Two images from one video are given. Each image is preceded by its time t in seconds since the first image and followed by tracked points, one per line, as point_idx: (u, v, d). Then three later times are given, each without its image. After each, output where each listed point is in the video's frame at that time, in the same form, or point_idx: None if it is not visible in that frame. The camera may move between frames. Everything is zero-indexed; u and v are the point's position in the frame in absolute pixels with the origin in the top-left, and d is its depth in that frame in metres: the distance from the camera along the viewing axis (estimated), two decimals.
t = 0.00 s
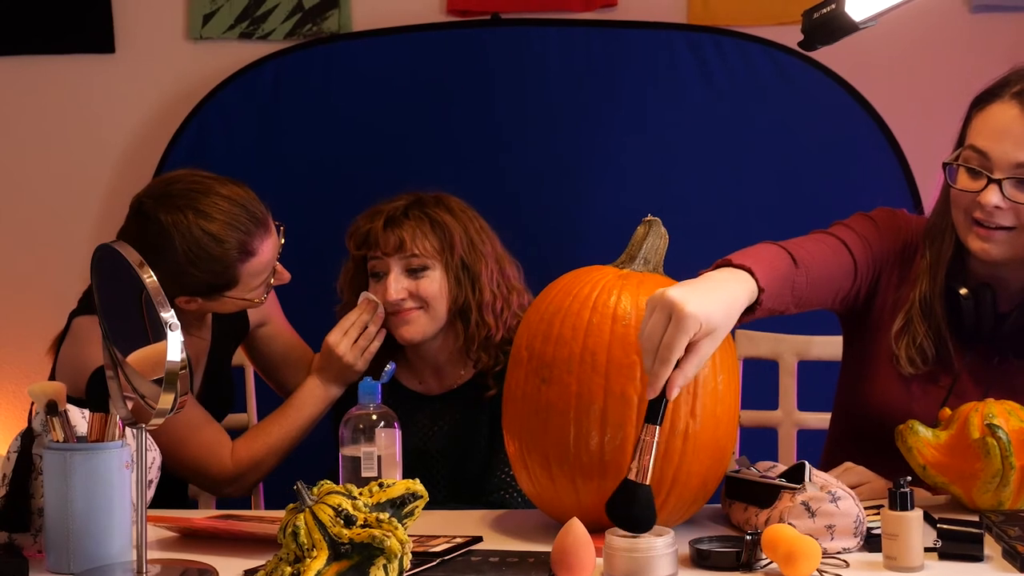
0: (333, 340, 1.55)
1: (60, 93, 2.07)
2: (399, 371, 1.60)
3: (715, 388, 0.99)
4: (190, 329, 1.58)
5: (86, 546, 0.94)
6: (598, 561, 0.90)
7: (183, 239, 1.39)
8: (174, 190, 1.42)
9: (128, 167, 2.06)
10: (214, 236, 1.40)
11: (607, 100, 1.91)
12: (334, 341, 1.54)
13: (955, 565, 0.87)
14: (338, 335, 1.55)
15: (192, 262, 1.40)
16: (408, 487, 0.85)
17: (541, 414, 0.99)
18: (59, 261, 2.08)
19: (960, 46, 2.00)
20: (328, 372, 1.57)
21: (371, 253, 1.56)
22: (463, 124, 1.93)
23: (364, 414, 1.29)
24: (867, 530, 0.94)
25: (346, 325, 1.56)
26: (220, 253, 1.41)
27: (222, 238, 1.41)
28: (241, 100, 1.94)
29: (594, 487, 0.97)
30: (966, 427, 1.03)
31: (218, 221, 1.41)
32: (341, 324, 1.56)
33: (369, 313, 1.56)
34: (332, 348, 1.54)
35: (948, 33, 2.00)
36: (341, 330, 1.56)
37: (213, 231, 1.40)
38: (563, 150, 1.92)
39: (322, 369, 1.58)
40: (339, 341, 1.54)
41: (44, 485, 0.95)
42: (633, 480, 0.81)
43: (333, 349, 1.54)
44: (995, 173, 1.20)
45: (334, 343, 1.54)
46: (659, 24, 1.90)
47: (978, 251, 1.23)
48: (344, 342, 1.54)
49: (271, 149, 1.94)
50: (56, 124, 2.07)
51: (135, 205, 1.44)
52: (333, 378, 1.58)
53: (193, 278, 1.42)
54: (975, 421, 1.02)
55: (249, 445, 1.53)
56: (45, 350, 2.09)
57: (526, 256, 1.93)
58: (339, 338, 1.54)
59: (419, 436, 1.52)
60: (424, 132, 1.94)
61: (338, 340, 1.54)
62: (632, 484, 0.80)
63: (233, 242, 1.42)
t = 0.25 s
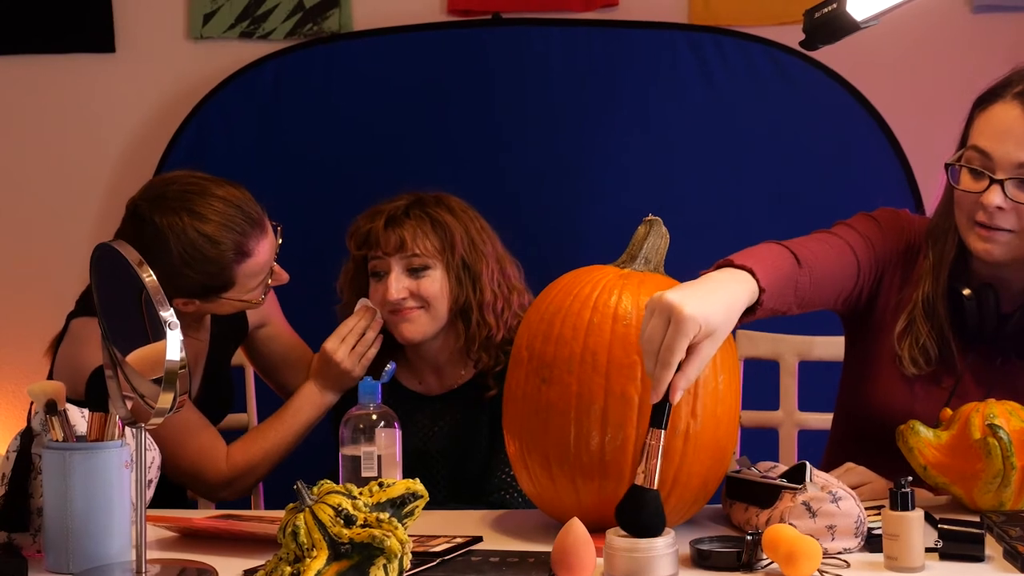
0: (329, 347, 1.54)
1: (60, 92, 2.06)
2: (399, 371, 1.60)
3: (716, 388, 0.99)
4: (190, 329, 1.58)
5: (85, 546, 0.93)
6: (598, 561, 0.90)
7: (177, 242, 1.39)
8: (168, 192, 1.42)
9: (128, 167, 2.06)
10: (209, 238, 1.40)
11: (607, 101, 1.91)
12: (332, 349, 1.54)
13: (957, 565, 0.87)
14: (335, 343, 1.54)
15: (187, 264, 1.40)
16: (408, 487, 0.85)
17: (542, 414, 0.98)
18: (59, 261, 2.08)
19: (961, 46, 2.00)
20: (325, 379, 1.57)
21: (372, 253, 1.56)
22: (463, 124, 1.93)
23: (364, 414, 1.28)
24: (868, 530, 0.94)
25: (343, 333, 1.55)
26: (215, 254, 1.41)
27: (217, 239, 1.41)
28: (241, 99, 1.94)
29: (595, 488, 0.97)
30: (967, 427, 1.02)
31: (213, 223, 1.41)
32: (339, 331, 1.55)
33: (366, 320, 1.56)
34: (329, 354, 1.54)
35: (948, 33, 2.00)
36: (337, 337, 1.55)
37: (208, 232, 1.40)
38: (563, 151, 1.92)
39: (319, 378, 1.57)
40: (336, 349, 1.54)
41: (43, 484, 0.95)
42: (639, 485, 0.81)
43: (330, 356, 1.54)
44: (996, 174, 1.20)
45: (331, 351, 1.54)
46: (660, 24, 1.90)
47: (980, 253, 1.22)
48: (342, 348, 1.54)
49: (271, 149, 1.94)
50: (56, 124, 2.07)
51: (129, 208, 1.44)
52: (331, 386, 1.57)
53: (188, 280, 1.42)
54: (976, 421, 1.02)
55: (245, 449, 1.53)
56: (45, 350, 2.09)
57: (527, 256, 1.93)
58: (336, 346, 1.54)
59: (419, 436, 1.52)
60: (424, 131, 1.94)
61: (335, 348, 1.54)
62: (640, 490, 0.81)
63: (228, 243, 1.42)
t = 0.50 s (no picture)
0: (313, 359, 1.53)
1: (58, 92, 2.06)
2: (396, 372, 1.60)
3: (714, 389, 0.98)
4: (187, 330, 1.58)
5: (82, 547, 0.93)
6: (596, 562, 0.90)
7: (172, 241, 1.38)
8: (161, 191, 1.42)
9: (125, 168, 2.06)
10: (203, 236, 1.40)
11: (605, 101, 1.91)
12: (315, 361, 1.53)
13: (955, 567, 0.87)
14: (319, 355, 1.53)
15: (182, 263, 1.40)
16: (405, 488, 0.85)
17: (540, 415, 0.98)
18: (57, 262, 2.08)
19: (960, 47, 2.00)
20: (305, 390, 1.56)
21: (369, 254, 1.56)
22: (461, 124, 1.93)
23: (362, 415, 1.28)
24: (866, 531, 0.94)
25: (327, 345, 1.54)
26: (210, 251, 1.41)
27: (212, 237, 1.41)
28: (239, 99, 1.94)
29: (592, 489, 0.97)
30: (966, 428, 1.02)
31: (207, 221, 1.41)
32: (324, 342, 1.54)
33: (351, 331, 1.56)
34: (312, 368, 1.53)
35: (947, 34, 2.00)
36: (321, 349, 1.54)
37: (202, 230, 1.40)
38: (562, 151, 1.92)
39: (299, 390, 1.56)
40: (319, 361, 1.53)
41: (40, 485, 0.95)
42: (631, 489, 0.82)
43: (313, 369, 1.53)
44: (996, 174, 1.20)
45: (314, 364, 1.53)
46: (658, 24, 1.90)
47: (980, 254, 1.22)
48: (325, 360, 1.53)
49: (269, 149, 1.93)
50: (53, 124, 2.07)
51: (122, 209, 1.43)
52: (310, 391, 1.56)
53: (183, 278, 1.42)
54: (974, 422, 1.01)
55: (237, 453, 1.53)
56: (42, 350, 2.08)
57: (525, 256, 1.93)
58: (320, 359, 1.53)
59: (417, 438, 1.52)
60: (423, 132, 1.93)
61: (319, 360, 1.53)
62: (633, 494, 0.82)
63: (222, 240, 1.42)
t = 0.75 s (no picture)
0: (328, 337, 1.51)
1: (55, 93, 2.06)
2: (393, 373, 1.59)
3: (712, 390, 0.98)
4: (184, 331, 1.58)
5: (78, 548, 0.93)
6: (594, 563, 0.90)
7: (168, 234, 1.38)
8: (157, 184, 1.42)
9: (124, 169, 2.06)
10: (199, 228, 1.40)
11: (604, 102, 1.90)
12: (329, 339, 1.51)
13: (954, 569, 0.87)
14: (333, 332, 1.51)
15: (178, 255, 1.40)
16: (403, 489, 0.85)
17: (538, 416, 0.98)
18: (55, 263, 2.08)
19: (958, 47, 2.00)
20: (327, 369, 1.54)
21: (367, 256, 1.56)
22: (459, 125, 1.93)
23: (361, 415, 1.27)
24: (864, 532, 0.93)
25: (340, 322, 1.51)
26: (206, 244, 1.40)
27: (208, 229, 1.41)
28: (237, 100, 1.94)
29: (591, 490, 0.97)
30: (964, 429, 1.02)
31: (203, 214, 1.41)
32: (335, 320, 1.51)
33: (363, 307, 1.52)
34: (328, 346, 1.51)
35: (946, 35, 2.00)
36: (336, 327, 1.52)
37: (198, 223, 1.40)
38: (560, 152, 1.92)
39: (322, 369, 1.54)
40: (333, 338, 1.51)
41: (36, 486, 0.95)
42: (634, 491, 0.82)
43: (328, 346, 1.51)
44: (996, 175, 1.20)
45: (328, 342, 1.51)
46: (656, 25, 1.90)
47: (979, 254, 1.22)
48: (338, 338, 1.51)
49: (267, 150, 1.93)
50: (51, 125, 2.07)
51: (117, 202, 1.43)
52: (334, 378, 1.54)
53: (179, 272, 1.41)
54: (972, 424, 1.01)
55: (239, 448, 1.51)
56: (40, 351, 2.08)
57: (522, 257, 1.93)
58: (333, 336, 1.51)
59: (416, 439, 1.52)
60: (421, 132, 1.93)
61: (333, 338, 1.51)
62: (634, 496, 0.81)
63: (218, 233, 1.42)
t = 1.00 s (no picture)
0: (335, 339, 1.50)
1: (54, 93, 2.06)
2: (393, 374, 1.59)
3: (712, 390, 0.98)
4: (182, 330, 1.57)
5: (76, 548, 0.93)
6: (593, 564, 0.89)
7: (156, 219, 1.39)
8: (148, 172, 1.43)
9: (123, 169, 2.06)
10: (188, 215, 1.40)
11: (603, 102, 1.90)
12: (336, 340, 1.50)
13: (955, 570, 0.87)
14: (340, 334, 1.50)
15: (166, 241, 1.40)
16: (402, 490, 0.84)
17: (537, 416, 0.98)
18: (54, 263, 2.08)
19: (958, 48, 2.00)
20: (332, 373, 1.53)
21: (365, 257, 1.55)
22: (459, 125, 1.93)
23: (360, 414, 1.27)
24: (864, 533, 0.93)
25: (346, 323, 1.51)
26: (195, 232, 1.40)
27: (197, 216, 1.41)
28: (236, 100, 1.94)
29: (590, 490, 0.97)
30: (964, 429, 1.02)
31: (192, 201, 1.41)
32: (341, 322, 1.51)
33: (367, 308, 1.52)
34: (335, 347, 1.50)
35: (946, 35, 2.00)
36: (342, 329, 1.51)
37: (186, 210, 1.40)
38: (559, 152, 1.92)
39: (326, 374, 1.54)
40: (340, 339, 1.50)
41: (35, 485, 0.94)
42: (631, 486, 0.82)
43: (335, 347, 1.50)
44: (996, 174, 1.20)
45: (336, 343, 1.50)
46: (656, 25, 1.90)
47: (980, 253, 1.21)
48: (344, 338, 1.50)
49: (266, 150, 1.93)
50: (50, 125, 2.06)
51: (108, 191, 1.43)
52: (339, 381, 1.54)
53: (168, 260, 1.41)
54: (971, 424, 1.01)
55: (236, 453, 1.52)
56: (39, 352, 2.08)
57: (522, 257, 1.93)
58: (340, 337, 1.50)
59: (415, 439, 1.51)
60: (420, 133, 1.93)
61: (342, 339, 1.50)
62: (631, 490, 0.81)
63: (207, 221, 1.42)
